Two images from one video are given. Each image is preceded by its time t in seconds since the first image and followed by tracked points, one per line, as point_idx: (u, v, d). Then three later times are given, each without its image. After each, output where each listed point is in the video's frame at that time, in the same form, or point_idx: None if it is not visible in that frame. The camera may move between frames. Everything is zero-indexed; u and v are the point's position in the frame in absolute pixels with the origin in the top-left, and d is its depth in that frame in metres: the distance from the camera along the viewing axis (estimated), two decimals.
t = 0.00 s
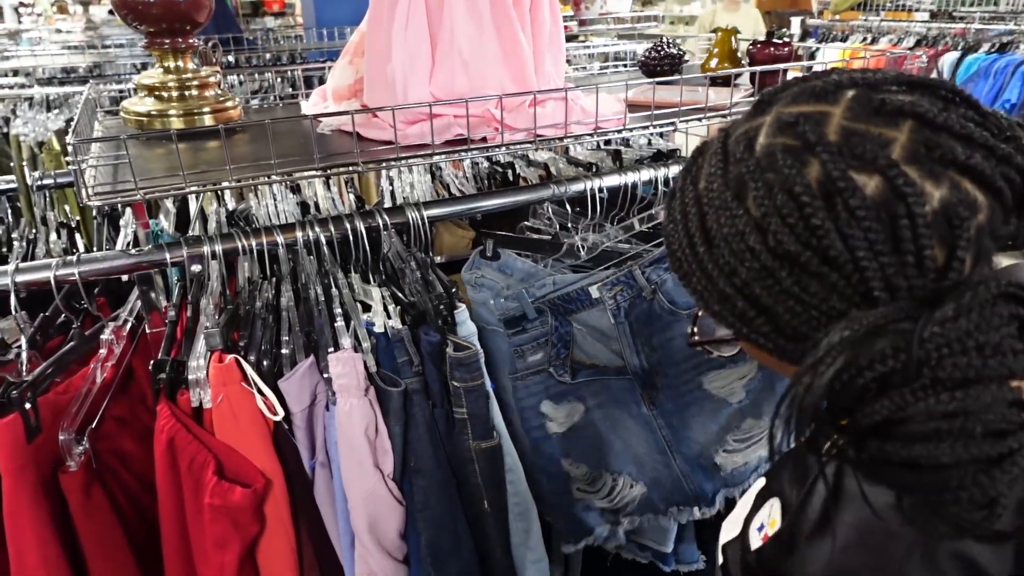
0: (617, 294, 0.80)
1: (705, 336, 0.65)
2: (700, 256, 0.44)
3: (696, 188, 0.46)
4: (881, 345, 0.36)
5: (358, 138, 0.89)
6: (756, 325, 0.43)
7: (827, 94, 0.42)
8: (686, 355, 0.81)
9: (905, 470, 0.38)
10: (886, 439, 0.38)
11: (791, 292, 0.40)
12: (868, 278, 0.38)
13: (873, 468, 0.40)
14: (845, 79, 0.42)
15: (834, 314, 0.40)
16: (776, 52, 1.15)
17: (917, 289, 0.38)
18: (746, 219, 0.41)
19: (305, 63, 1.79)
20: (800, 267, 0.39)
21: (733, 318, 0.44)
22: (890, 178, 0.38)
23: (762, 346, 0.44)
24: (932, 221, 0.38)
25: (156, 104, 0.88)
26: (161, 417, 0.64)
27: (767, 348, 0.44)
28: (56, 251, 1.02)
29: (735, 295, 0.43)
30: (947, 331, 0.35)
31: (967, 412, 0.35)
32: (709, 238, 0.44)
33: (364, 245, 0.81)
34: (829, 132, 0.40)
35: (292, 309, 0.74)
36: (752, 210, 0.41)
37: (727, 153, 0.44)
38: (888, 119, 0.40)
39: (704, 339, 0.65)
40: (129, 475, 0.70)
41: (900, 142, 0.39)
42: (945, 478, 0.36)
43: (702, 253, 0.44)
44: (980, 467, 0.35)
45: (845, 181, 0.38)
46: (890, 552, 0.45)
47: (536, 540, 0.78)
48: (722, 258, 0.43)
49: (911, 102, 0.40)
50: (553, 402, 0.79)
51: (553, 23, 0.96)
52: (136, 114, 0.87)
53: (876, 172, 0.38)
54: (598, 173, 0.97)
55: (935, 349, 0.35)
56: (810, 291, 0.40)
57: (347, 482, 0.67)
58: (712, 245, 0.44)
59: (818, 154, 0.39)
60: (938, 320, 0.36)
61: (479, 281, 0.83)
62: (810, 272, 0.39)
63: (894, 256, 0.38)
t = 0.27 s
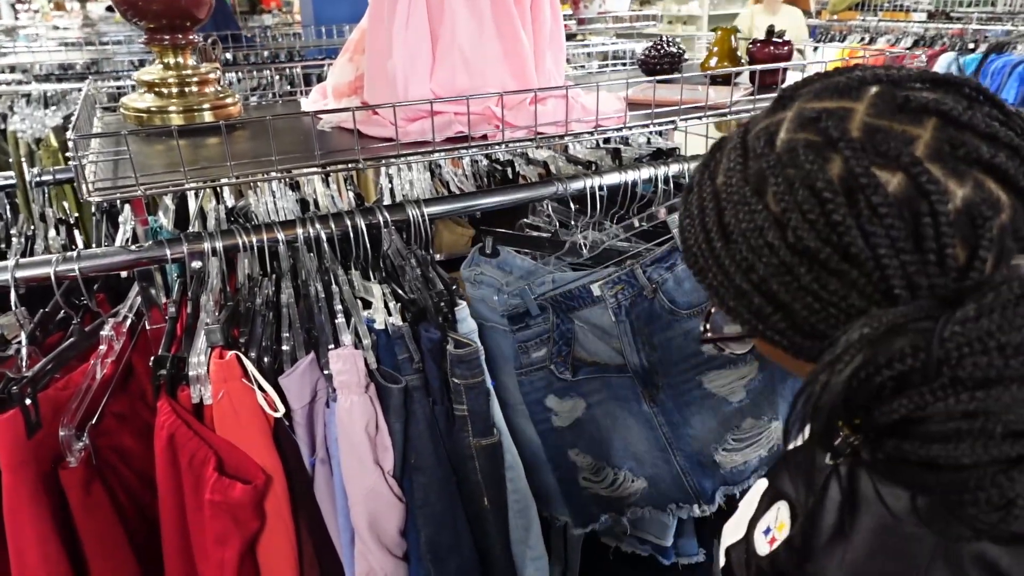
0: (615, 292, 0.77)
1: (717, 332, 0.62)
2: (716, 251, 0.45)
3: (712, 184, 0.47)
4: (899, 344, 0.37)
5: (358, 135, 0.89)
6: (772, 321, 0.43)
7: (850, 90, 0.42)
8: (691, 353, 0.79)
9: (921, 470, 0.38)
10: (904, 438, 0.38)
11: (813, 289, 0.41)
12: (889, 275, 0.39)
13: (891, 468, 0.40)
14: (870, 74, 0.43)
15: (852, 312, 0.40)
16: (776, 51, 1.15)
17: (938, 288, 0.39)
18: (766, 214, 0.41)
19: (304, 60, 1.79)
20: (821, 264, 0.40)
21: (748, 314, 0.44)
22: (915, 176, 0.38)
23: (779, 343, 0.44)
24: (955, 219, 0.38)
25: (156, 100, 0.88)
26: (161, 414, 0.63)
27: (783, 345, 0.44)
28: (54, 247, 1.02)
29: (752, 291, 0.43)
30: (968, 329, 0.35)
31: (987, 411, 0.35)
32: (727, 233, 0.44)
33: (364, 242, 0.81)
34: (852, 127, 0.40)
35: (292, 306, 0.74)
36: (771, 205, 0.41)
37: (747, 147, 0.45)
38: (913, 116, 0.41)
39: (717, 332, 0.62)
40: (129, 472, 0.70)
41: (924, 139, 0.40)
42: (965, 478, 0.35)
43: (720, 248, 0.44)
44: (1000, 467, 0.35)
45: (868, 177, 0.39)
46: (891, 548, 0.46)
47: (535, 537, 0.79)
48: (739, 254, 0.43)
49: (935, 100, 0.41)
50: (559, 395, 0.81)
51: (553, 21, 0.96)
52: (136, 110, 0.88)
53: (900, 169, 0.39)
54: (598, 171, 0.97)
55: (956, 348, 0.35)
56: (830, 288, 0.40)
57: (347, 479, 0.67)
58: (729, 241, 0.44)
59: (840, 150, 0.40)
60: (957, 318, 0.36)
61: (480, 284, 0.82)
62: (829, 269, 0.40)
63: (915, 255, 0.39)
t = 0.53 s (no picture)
0: (605, 291, 0.77)
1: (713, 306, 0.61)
2: (720, 220, 0.46)
3: (722, 151, 0.47)
4: (888, 316, 0.38)
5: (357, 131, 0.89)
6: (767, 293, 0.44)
7: (865, 67, 0.42)
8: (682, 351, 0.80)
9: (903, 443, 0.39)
10: (886, 411, 0.39)
11: (807, 259, 0.41)
12: (884, 252, 0.39)
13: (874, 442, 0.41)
14: (884, 54, 0.43)
15: (845, 285, 0.41)
16: (776, 48, 1.15)
17: (932, 267, 0.39)
18: (772, 183, 0.42)
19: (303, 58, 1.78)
20: (823, 241, 0.40)
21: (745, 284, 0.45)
22: (920, 154, 0.38)
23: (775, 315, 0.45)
24: (955, 201, 0.38)
25: (154, 96, 0.88)
26: (158, 409, 0.63)
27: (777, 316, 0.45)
28: (53, 244, 1.02)
29: (750, 260, 0.44)
30: (956, 306, 0.36)
31: (967, 385, 0.36)
32: (731, 202, 0.45)
33: (362, 238, 0.81)
34: (862, 103, 0.40)
35: (289, 302, 0.74)
36: (776, 174, 0.42)
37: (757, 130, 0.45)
38: (924, 98, 0.40)
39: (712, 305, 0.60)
40: (125, 468, 0.70)
41: (933, 119, 0.40)
42: (941, 449, 0.37)
43: (722, 217, 0.45)
44: (975, 442, 0.36)
45: (873, 152, 0.38)
46: (886, 543, 0.46)
47: (533, 534, 0.79)
48: (742, 222, 0.44)
49: (948, 81, 0.40)
50: (553, 394, 0.82)
51: (552, 18, 0.96)
52: (134, 106, 0.88)
53: (905, 147, 0.39)
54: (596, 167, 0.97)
55: (944, 324, 0.36)
56: (825, 260, 0.41)
57: (344, 475, 0.67)
58: (732, 211, 0.45)
59: (848, 124, 0.40)
60: (948, 296, 0.37)
61: (479, 277, 0.82)
62: (827, 241, 0.40)
63: (913, 232, 0.39)
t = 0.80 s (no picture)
0: (647, 266, 0.80)
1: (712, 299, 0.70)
2: (709, 224, 0.46)
3: (714, 155, 0.47)
4: (866, 331, 0.38)
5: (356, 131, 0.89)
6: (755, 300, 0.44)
7: (857, 74, 0.41)
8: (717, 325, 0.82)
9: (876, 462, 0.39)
10: (858, 425, 0.39)
11: (789, 270, 0.41)
12: (865, 266, 0.39)
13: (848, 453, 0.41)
14: (878, 59, 0.42)
15: (828, 297, 0.41)
16: (775, 46, 1.15)
17: (914, 282, 0.39)
18: (755, 191, 0.42)
19: (303, 57, 1.78)
20: (806, 253, 0.40)
21: (737, 287, 0.45)
22: (904, 169, 0.38)
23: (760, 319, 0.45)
24: (940, 216, 0.38)
25: (154, 97, 0.88)
26: (160, 410, 0.63)
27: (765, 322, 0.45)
28: (54, 244, 1.02)
29: (737, 266, 0.44)
30: (935, 325, 0.36)
31: (938, 406, 0.36)
32: (720, 208, 0.45)
33: (362, 238, 0.81)
34: (850, 113, 0.40)
35: (290, 302, 0.74)
36: (762, 183, 0.41)
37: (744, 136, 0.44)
38: (913, 107, 0.39)
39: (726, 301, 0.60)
40: (127, 468, 0.70)
41: (922, 131, 0.39)
42: (914, 468, 0.37)
43: (711, 223, 0.45)
44: (945, 462, 0.37)
45: (857, 166, 0.38)
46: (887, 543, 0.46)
47: (535, 533, 0.78)
48: (728, 229, 0.44)
49: (939, 91, 0.39)
50: (587, 391, 0.79)
51: (552, 16, 0.96)
52: (134, 107, 0.88)
53: (890, 160, 0.38)
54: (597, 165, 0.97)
55: (920, 344, 0.36)
56: (808, 272, 0.41)
57: (346, 474, 0.67)
58: (721, 216, 0.45)
59: (834, 135, 0.39)
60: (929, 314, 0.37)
61: (478, 279, 0.83)
62: (810, 254, 0.40)
63: (895, 247, 0.39)
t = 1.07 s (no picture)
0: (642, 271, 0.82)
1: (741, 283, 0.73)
2: (745, 193, 0.47)
3: (762, 121, 0.48)
4: (897, 326, 0.40)
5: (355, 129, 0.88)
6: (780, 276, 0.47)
7: (928, 54, 0.42)
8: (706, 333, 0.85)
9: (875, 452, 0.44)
10: (870, 419, 0.44)
11: (824, 252, 0.44)
12: (903, 259, 0.41)
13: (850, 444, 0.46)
14: (952, 41, 0.42)
15: (859, 285, 0.44)
16: (775, 44, 1.14)
17: (951, 281, 0.41)
18: (801, 166, 0.43)
19: (301, 55, 1.78)
20: (842, 237, 0.43)
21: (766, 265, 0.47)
22: (961, 161, 0.39)
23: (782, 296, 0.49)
24: (991, 215, 0.39)
25: (152, 94, 0.87)
26: (158, 409, 0.63)
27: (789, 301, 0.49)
28: (51, 243, 1.01)
29: (769, 241, 0.46)
30: (964, 331, 0.39)
31: (955, 412, 0.41)
32: (759, 178, 0.46)
33: (362, 237, 0.80)
34: (914, 95, 0.40)
35: (289, 301, 0.73)
36: (809, 158, 0.43)
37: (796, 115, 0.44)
38: (982, 98, 0.40)
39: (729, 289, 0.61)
40: (125, 467, 0.69)
41: (987, 124, 0.39)
42: (919, 467, 0.42)
43: (749, 191, 0.47)
44: (953, 466, 0.41)
45: (914, 153, 0.39)
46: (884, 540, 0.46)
47: (534, 532, 0.78)
48: (764, 204, 0.46)
49: (1012, 84, 0.39)
50: (573, 390, 0.81)
51: (551, 14, 0.95)
52: (132, 104, 0.87)
53: (947, 151, 0.39)
54: (596, 163, 0.97)
55: (948, 345, 0.39)
56: (842, 257, 0.43)
57: (344, 473, 0.66)
58: (758, 187, 0.46)
59: (894, 118, 0.40)
60: (956, 319, 0.39)
61: (477, 274, 0.80)
62: (847, 238, 0.43)
63: (937, 243, 0.40)
